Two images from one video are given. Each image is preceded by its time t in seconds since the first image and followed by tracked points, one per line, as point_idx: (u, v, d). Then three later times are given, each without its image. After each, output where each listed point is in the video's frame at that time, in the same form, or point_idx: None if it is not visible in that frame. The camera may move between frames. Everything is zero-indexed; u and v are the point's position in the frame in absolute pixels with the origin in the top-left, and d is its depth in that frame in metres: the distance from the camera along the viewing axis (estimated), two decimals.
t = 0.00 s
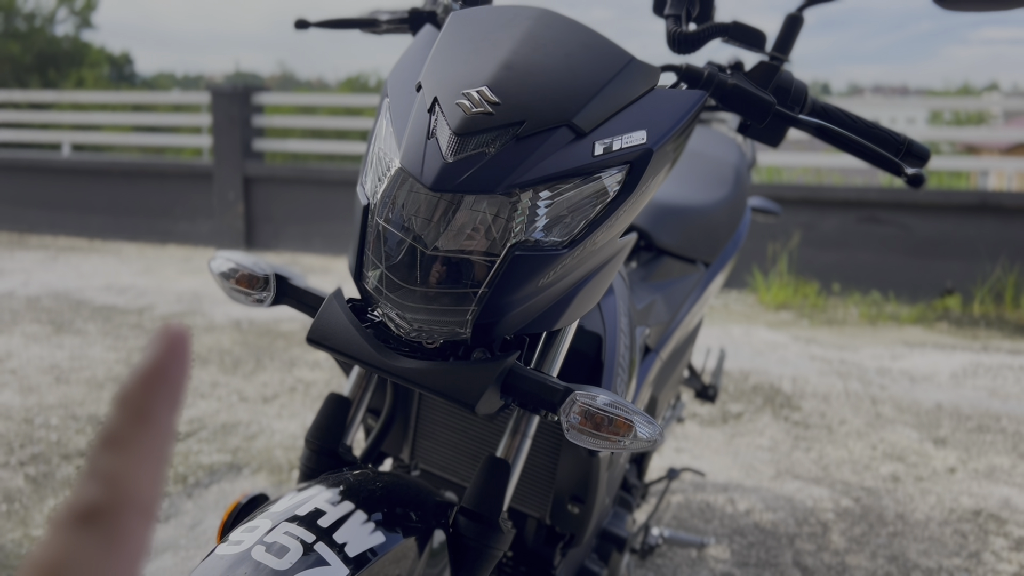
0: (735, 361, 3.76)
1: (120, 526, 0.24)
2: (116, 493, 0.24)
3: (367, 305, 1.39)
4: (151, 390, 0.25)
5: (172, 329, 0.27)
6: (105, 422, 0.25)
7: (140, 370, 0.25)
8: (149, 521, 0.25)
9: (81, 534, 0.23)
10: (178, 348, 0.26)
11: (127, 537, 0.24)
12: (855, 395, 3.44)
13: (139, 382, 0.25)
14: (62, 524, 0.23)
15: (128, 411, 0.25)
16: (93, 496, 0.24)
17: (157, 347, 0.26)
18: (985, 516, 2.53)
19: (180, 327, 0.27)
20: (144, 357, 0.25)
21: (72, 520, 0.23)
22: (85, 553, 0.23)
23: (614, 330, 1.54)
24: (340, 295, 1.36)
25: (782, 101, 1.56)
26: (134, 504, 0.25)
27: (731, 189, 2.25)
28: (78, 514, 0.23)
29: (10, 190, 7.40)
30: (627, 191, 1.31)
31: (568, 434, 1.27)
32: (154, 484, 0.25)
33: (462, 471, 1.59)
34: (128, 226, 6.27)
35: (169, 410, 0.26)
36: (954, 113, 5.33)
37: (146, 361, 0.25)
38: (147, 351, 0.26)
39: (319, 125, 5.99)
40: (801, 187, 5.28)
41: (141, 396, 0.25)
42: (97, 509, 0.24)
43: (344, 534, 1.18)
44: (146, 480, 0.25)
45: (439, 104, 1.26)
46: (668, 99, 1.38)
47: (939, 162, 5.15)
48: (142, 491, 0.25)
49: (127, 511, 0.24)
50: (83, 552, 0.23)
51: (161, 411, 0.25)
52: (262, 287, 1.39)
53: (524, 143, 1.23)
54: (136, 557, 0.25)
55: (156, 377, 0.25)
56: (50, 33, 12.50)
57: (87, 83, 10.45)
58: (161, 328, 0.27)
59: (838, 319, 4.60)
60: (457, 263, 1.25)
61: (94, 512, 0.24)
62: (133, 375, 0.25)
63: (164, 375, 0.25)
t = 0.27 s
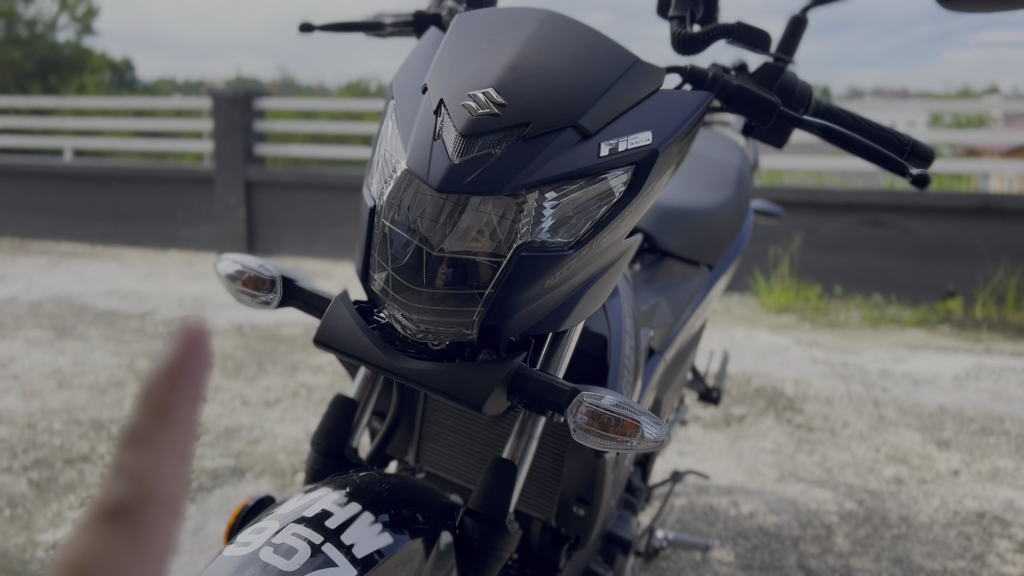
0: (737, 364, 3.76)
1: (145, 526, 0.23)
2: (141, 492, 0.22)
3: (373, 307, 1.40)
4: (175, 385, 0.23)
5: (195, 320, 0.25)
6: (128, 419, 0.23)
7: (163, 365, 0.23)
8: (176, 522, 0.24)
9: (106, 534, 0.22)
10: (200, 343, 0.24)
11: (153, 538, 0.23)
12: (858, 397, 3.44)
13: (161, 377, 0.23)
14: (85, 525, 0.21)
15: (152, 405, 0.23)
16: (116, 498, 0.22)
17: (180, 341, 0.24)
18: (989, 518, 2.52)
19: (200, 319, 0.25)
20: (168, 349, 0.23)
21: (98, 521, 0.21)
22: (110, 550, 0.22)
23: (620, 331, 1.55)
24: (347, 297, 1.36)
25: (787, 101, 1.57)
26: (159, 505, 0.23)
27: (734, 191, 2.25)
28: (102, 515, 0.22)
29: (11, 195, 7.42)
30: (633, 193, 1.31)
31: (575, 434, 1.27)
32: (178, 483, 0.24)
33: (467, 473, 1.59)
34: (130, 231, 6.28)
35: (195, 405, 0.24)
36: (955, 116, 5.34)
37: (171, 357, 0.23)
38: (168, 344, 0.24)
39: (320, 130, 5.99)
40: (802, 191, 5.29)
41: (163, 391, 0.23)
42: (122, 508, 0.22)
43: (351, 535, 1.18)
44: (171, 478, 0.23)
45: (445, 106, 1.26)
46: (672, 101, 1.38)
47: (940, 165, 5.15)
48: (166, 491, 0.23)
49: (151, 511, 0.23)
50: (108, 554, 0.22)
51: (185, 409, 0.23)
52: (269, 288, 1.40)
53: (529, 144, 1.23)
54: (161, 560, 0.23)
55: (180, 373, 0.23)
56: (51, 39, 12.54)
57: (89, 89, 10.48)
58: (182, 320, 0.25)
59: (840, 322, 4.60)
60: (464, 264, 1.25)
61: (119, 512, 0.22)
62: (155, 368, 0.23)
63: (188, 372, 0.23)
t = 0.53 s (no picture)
0: (738, 368, 3.76)
1: (187, 524, 0.23)
2: (182, 490, 0.23)
3: (373, 312, 1.40)
4: (214, 381, 0.24)
5: (233, 317, 0.25)
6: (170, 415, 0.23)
7: (203, 359, 0.23)
8: (218, 519, 0.24)
9: (150, 533, 0.22)
10: (240, 337, 0.25)
11: (195, 535, 0.23)
12: (858, 401, 3.44)
13: (202, 370, 0.23)
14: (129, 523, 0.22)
15: (192, 402, 0.23)
16: (159, 495, 0.22)
17: (219, 335, 0.24)
18: (991, 521, 2.52)
19: (238, 317, 0.26)
20: (206, 345, 0.24)
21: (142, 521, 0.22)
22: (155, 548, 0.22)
23: (620, 335, 1.54)
24: (346, 303, 1.36)
25: (786, 106, 1.56)
26: (198, 503, 0.23)
27: (734, 195, 2.25)
28: (146, 512, 0.22)
29: (11, 201, 7.42)
30: (632, 197, 1.31)
31: (575, 440, 1.26)
32: (220, 481, 0.24)
33: (467, 479, 1.59)
34: (130, 236, 6.28)
35: (235, 400, 0.24)
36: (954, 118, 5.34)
37: (211, 353, 0.23)
38: (208, 339, 0.24)
39: (320, 134, 6.00)
40: (802, 194, 5.29)
41: (204, 388, 0.24)
42: (166, 506, 0.22)
43: (351, 541, 1.18)
44: (212, 477, 0.24)
45: (444, 111, 1.26)
46: (671, 105, 1.38)
47: (940, 168, 5.15)
48: (209, 488, 0.23)
49: (192, 509, 0.23)
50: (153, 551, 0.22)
51: (225, 407, 0.24)
52: (269, 295, 1.40)
53: (529, 149, 1.23)
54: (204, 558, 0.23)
55: (219, 366, 0.23)
56: (51, 44, 12.55)
57: (89, 94, 10.49)
58: (219, 315, 0.25)
59: (840, 325, 4.60)
60: (463, 269, 1.25)
61: (162, 511, 0.22)
62: (196, 363, 0.24)
63: (228, 365, 0.24)
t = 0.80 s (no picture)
0: (737, 371, 3.76)
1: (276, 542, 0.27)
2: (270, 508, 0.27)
3: (371, 316, 1.40)
4: (299, 406, 0.27)
5: (313, 334, 0.28)
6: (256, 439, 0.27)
7: (288, 383, 0.27)
8: (303, 527, 0.28)
9: (243, 548, 0.27)
10: (322, 357, 0.28)
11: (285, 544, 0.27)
12: (858, 403, 3.43)
13: (289, 396, 0.27)
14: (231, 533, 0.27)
15: (279, 428, 0.27)
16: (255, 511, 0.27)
17: (302, 360, 0.27)
18: (991, 524, 2.52)
19: (320, 333, 0.28)
20: (291, 371, 0.27)
21: (232, 540, 0.26)
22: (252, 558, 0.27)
23: (619, 338, 1.54)
24: (345, 306, 1.36)
25: (785, 109, 1.56)
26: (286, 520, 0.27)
27: (733, 197, 2.25)
28: (241, 531, 0.26)
29: (11, 204, 7.43)
30: (631, 200, 1.31)
31: (574, 442, 1.26)
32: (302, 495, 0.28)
33: (466, 482, 1.59)
34: (130, 240, 6.29)
35: (314, 423, 0.28)
36: (954, 121, 5.34)
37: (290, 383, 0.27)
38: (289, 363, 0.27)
39: (320, 137, 6.01)
40: (802, 197, 5.29)
41: (287, 415, 0.27)
42: (256, 526, 0.27)
43: (350, 544, 1.17)
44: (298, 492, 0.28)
45: (443, 114, 1.26)
46: (670, 108, 1.38)
47: (939, 171, 5.15)
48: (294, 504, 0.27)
49: (283, 530, 0.27)
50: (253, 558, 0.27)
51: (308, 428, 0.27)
52: (267, 297, 1.40)
53: (527, 152, 1.23)
54: (291, 570, 0.28)
55: (305, 389, 0.27)
56: (51, 48, 12.58)
57: (90, 98, 10.52)
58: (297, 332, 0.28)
59: (840, 328, 4.60)
60: (462, 272, 1.25)
61: (250, 531, 0.26)
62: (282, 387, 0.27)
63: (313, 390, 0.27)
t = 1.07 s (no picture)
0: (737, 372, 3.76)
1: None
2: None
3: (370, 317, 1.39)
4: (607, 506, 0.33)
5: (617, 447, 0.35)
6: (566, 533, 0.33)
7: (598, 485, 0.33)
8: None
9: None
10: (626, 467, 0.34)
11: None
12: (858, 405, 3.43)
13: (599, 495, 0.33)
14: None
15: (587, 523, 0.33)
16: None
17: (610, 468, 0.34)
18: (991, 526, 2.51)
19: (620, 444, 0.35)
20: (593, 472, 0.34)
21: None
22: None
23: (619, 339, 1.54)
24: (344, 307, 1.35)
25: (785, 109, 1.56)
26: None
27: (733, 199, 2.25)
28: None
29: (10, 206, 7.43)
30: (631, 201, 1.31)
31: (574, 444, 1.26)
32: None
33: (466, 484, 1.58)
34: (129, 241, 6.28)
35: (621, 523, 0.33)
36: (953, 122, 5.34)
37: (601, 485, 0.33)
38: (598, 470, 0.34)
39: (318, 138, 6.00)
40: (801, 198, 5.29)
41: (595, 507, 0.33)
42: None
43: (349, 546, 1.17)
44: None
45: (442, 114, 1.26)
46: (671, 109, 1.38)
47: (939, 172, 5.15)
48: None
49: None
50: None
51: (614, 528, 0.32)
52: (266, 298, 1.39)
53: (527, 153, 1.23)
54: None
55: (609, 483, 0.33)
56: (50, 49, 12.59)
57: (89, 99, 10.52)
58: (604, 444, 0.35)
59: (840, 329, 4.59)
60: (463, 273, 1.24)
61: None
62: (591, 489, 0.33)
63: (619, 491, 0.33)
